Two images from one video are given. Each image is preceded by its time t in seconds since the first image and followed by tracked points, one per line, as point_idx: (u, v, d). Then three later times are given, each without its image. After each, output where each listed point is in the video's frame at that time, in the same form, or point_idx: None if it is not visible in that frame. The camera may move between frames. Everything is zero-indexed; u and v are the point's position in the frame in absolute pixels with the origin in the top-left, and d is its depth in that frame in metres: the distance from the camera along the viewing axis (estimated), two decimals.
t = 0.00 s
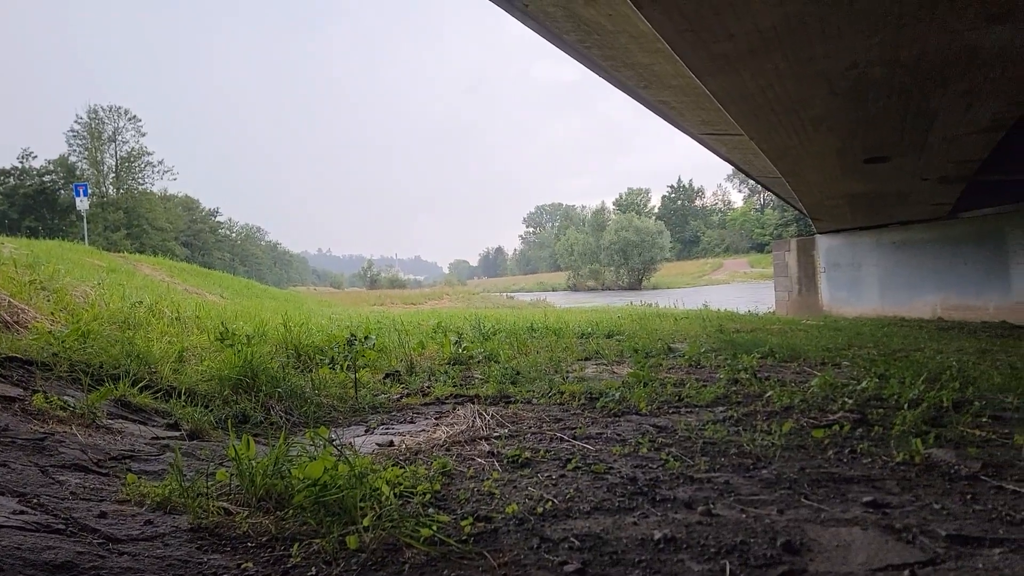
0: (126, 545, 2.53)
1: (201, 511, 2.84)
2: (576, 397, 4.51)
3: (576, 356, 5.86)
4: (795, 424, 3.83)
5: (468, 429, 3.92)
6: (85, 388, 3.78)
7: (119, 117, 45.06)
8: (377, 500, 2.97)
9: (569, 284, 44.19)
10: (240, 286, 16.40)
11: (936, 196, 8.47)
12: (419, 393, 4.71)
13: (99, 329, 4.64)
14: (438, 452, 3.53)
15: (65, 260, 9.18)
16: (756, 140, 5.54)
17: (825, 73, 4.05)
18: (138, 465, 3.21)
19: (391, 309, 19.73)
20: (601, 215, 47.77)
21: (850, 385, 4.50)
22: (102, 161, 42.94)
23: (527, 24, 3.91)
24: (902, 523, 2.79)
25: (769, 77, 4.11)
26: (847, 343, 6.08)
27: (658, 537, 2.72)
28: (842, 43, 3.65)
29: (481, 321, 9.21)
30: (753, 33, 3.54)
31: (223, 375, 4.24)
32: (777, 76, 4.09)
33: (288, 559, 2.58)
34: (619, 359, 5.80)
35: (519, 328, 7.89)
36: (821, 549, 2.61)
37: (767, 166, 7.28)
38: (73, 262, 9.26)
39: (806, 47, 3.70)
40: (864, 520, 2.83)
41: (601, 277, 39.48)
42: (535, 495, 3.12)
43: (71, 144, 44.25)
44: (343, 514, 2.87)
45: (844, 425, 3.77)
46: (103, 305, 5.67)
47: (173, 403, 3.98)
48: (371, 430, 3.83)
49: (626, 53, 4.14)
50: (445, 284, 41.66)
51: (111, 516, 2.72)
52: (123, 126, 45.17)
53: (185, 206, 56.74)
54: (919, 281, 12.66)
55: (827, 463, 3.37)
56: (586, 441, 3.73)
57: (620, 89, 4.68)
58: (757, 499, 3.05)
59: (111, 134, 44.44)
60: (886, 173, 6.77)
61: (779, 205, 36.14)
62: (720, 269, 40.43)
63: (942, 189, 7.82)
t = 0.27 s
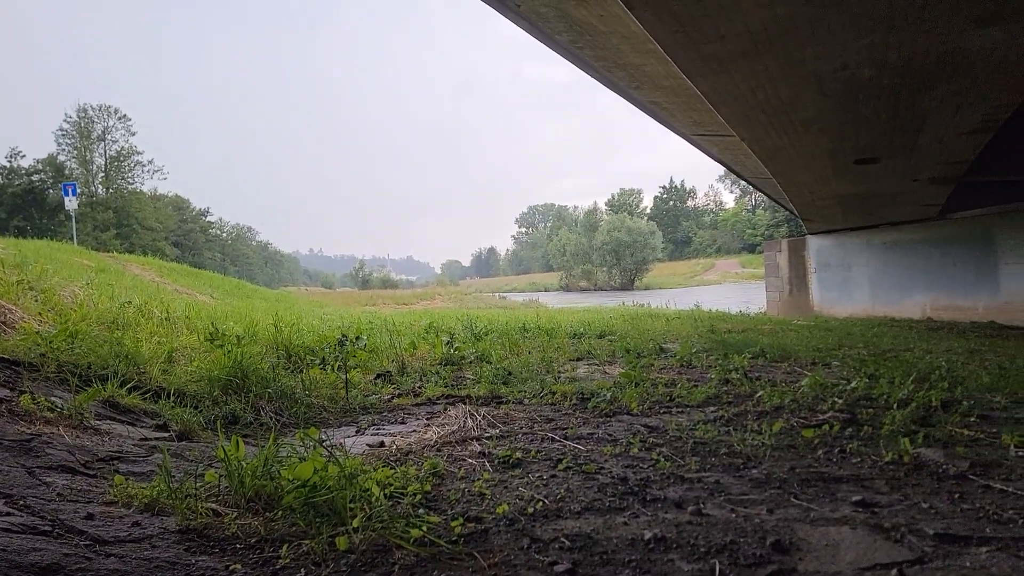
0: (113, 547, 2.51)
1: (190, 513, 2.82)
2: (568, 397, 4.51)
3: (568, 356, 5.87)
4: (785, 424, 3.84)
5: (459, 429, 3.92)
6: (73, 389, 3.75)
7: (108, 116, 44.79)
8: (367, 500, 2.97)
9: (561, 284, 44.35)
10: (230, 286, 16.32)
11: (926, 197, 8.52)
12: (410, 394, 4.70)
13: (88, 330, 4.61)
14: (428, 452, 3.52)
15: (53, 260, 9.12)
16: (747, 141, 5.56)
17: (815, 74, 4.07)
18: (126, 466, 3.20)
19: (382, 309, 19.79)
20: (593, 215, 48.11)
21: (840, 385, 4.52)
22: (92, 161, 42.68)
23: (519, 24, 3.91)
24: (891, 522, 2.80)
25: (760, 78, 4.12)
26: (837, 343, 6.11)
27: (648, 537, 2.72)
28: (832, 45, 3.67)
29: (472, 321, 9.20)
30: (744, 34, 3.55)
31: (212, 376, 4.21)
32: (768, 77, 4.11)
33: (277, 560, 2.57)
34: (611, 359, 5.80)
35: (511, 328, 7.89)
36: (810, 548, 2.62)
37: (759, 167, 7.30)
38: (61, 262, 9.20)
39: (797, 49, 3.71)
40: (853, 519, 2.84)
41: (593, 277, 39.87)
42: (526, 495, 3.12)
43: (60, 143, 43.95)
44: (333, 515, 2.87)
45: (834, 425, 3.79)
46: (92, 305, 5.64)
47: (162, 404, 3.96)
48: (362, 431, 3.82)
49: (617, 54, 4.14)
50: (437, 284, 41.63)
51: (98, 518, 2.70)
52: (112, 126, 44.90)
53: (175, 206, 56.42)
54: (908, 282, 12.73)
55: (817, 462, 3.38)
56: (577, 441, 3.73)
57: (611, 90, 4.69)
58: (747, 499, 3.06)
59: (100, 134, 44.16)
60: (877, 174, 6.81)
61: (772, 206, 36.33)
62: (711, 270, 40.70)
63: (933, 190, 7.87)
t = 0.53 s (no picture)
0: (96, 549, 2.49)
1: (174, 515, 2.81)
2: (555, 398, 4.51)
3: (556, 357, 5.88)
4: (771, 425, 3.86)
5: (446, 430, 3.91)
6: (56, 390, 3.72)
7: (93, 116, 44.46)
8: (353, 502, 2.96)
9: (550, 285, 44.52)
10: (217, 287, 16.22)
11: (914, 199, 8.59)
12: (397, 395, 4.69)
13: (71, 330, 4.58)
14: (415, 453, 3.52)
15: (37, 260, 9.04)
16: (735, 143, 5.60)
17: (802, 77, 4.10)
18: (110, 468, 3.17)
19: (370, 309, 19.85)
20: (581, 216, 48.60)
21: (825, 385, 4.55)
22: (77, 161, 42.34)
23: (507, 26, 3.91)
24: (875, 522, 2.82)
25: (748, 80, 4.14)
26: (823, 344, 6.15)
27: (634, 537, 2.73)
28: (819, 47, 3.69)
29: (460, 322, 9.20)
30: (730, 36, 3.57)
31: (198, 377, 4.18)
32: (755, 80, 4.14)
33: (262, 562, 2.56)
34: (599, 360, 5.82)
35: (499, 329, 7.88)
36: (794, 548, 2.64)
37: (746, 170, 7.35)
38: (46, 262, 9.13)
39: (784, 51, 3.74)
40: (837, 519, 2.86)
41: (581, 278, 40.49)
42: (512, 495, 3.12)
43: (45, 143, 43.56)
44: (319, 516, 2.86)
45: (819, 425, 3.81)
46: (76, 306, 5.60)
47: (147, 405, 3.93)
48: (349, 432, 3.80)
49: (606, 55, 4.16)
50: (428, 286, 41.59)
51: (81, 520, 2.68)
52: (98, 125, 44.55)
53: (164, 206, 56.00)
54: (894, 283, 12.77)
55: (802, 462, 3.40)
56: (564, 442, 3.74)
57: (600, 91, 4.70)
58: (733, 499, 3.07)
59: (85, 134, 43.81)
60: (865, 177, 6.86)
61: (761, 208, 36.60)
62: (700, 271, 41.04)
63: (920, 193, 7.94)
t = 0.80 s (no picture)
0: (77, 552, 2.47)
1: (156, 517, 2.79)
2: (542, 399, 4.52)
3: (543, 358, 5.89)
4: (756, 425, 3.88)
5: (433, 431, 3.90)
6: (38, 392, 3.68)
7: (78, 115, 44.11)
8: (338, 504, 2.94)
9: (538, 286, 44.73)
10: (203, 288, 16.09)
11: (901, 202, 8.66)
12: (384, 396, 4.68)
13: (54, 331, 4.54)
14: (401, 455, 3.51)
15: (21, 261, 8.97)
16: (723, 145, 5.62)
17: (788, 79, 4.12)
18: (92, 470, 3.14)
19: (357, 310, 19.87)
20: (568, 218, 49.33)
21: (810, 386, 4.58)
22: (61, 161, 41.97)
23: (495, 27, 3.92)
24: (858, 522, 2.84)
25: (735, 83, 4.17)
26: (808, 345, 6.19)
27: (619, 538, 2.73)
28: (805, 50, 3.72)
29: (448, 323, 9.19)
30: (717, 39, 3.59)
31: (182, 379, 4.15)
32: (742, 82, 4.16)
33: (245, 565, 2.55)
34: (586, 361, 5.83)
35: (487, 330, 7.88)
36: (778, 548, 2.65)
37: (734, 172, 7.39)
38: (28, 263, 9.05)
39: (770, 54, 3.76)
40: (820, 519, 2.88)
41: (569, 279, 41.04)
42: (498, 497, 3.12)
43: (30, 142, 43.15)
44: (303, 518, 2.85)
45: (804, 426, 3.83)
46: (59, 307, 5.55)
47: (130, 407, 3.90)
48: (334, 433, 3.79)
49: (593, 57, 4.17)
50: (418, 287, 41.49)
51: (62, 523, 2.66)
52: (82, 125, 44.20)
53: (150, 206, 55.50)
54: (877, 286, 12.81)
55: (787, 463, 3.42)
56: (551, 443, 3.74)
57: (588, 93, 4.71)
58: (718, 499, 3.08)
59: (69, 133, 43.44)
60: (852, 179, 6.92)
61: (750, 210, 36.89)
62: (687, 272, 41.39)
63: (907, 195, 8.01)
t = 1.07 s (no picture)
0: (57, 555, 2.45)
1: (138, 519, 2.77)
2: (528, 400, 4.52)
3: (530, 358, 5.90)
4: (741, 426, 3.90)
5: (418, 433, 3.90)
6: (18, 393, 3.65)
7: (62, 114, 43.70)
8: (322, 506, 2.94)
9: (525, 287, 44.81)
10: (188, 289, 16.00)
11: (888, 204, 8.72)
12: (369, 398, 4.66)
13: (35, 333, 4.50)
14: (386, 457, 3.50)
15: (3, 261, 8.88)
16: (710, 147, 5.65)
17: (774, 82, 4.15)
18: (73, 472, 3.12)
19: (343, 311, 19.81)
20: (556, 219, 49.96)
21: (795, 387, 4.61)
22: (45, 160, 41.53)
23: (482, 28, 3.92)
24: (841, 521, 2.86)
25: (721, 85, 4.19)
26: (793, 345, 6.22)
27: (604, 539, 2.74)
28: (790, 53, 3.74)
29: (435, 324, 9.19)
30: (703, 41, 3.61)
31: (165, 380, 4.12)
32: (728, 84, 4.18)
33: (228, 567, 2.53)
34: (572, 362, 5.84)
35: (474, 331, 7.87)
36: (761, 548, 2.66)
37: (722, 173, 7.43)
38: (10, 264, 8.96)
39: (756, 56, 3.78)
40: (804, 519, 2.90)
41: (557, 280, 41.45)
42: (483, 498, 3.12)
43: (13, 141, 42.70)
44: (287, 520, 2.84)
45: (789, 426, 3.86)
46: (41, 308, 5.50)
47: (113, 408, 3.87)
48: (319, 435, 3.78)
49: (581, 58, 4.18)
50: (407, 288, 41.55)
51: (42, 525, 2.63)
52: (67, 124, 43.80)
53: (135, 207, 54.95)
54: (862, 287, 12.88)
55: (771, 463, 3.44)
56: (537, 444, 3.74)
57: (576, 94, 4.72)
58: (702, 499, 3.10)
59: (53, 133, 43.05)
60: (839, 181, 6.96)
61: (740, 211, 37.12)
62: (675, 273, 41.69)
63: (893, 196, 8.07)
